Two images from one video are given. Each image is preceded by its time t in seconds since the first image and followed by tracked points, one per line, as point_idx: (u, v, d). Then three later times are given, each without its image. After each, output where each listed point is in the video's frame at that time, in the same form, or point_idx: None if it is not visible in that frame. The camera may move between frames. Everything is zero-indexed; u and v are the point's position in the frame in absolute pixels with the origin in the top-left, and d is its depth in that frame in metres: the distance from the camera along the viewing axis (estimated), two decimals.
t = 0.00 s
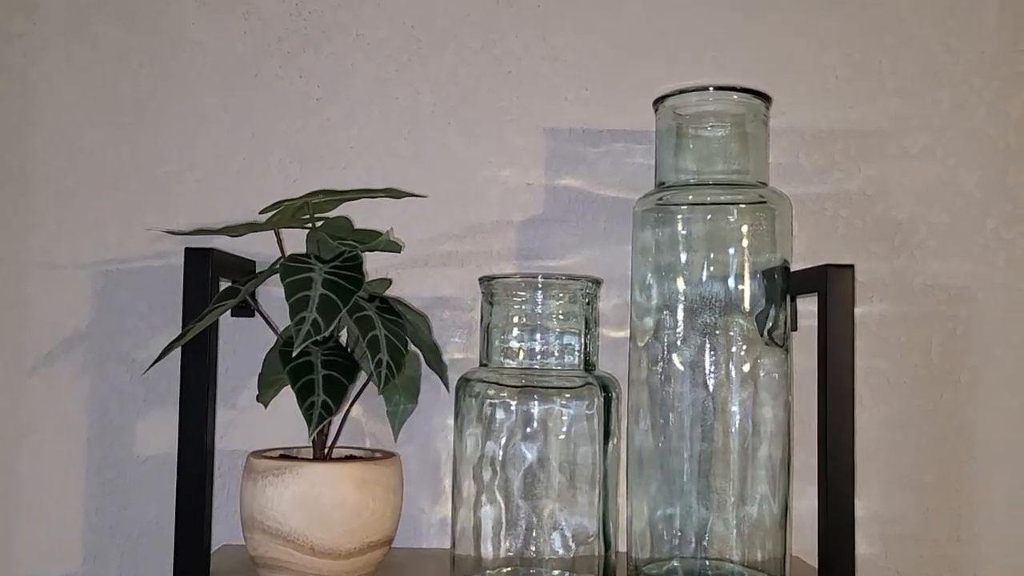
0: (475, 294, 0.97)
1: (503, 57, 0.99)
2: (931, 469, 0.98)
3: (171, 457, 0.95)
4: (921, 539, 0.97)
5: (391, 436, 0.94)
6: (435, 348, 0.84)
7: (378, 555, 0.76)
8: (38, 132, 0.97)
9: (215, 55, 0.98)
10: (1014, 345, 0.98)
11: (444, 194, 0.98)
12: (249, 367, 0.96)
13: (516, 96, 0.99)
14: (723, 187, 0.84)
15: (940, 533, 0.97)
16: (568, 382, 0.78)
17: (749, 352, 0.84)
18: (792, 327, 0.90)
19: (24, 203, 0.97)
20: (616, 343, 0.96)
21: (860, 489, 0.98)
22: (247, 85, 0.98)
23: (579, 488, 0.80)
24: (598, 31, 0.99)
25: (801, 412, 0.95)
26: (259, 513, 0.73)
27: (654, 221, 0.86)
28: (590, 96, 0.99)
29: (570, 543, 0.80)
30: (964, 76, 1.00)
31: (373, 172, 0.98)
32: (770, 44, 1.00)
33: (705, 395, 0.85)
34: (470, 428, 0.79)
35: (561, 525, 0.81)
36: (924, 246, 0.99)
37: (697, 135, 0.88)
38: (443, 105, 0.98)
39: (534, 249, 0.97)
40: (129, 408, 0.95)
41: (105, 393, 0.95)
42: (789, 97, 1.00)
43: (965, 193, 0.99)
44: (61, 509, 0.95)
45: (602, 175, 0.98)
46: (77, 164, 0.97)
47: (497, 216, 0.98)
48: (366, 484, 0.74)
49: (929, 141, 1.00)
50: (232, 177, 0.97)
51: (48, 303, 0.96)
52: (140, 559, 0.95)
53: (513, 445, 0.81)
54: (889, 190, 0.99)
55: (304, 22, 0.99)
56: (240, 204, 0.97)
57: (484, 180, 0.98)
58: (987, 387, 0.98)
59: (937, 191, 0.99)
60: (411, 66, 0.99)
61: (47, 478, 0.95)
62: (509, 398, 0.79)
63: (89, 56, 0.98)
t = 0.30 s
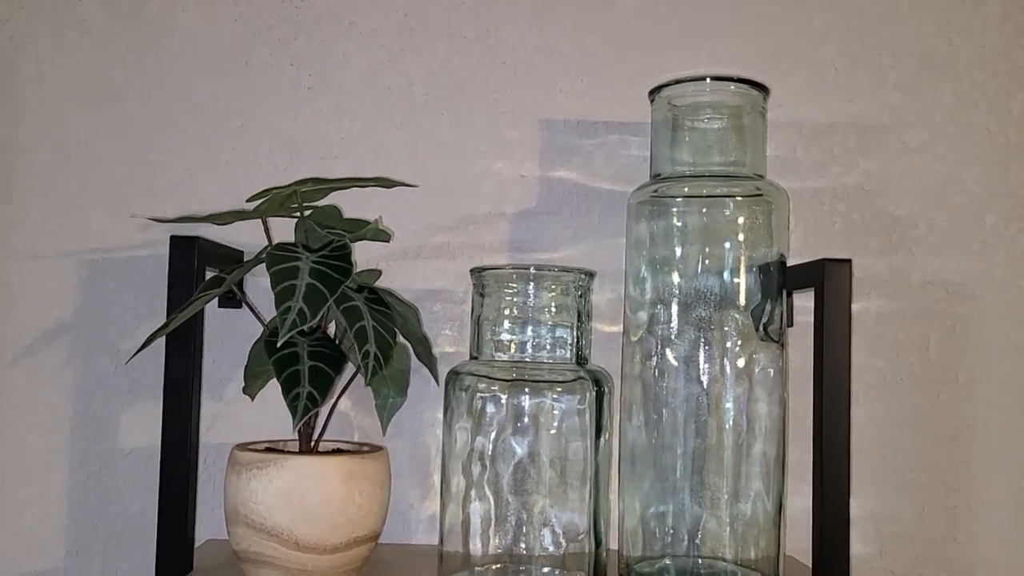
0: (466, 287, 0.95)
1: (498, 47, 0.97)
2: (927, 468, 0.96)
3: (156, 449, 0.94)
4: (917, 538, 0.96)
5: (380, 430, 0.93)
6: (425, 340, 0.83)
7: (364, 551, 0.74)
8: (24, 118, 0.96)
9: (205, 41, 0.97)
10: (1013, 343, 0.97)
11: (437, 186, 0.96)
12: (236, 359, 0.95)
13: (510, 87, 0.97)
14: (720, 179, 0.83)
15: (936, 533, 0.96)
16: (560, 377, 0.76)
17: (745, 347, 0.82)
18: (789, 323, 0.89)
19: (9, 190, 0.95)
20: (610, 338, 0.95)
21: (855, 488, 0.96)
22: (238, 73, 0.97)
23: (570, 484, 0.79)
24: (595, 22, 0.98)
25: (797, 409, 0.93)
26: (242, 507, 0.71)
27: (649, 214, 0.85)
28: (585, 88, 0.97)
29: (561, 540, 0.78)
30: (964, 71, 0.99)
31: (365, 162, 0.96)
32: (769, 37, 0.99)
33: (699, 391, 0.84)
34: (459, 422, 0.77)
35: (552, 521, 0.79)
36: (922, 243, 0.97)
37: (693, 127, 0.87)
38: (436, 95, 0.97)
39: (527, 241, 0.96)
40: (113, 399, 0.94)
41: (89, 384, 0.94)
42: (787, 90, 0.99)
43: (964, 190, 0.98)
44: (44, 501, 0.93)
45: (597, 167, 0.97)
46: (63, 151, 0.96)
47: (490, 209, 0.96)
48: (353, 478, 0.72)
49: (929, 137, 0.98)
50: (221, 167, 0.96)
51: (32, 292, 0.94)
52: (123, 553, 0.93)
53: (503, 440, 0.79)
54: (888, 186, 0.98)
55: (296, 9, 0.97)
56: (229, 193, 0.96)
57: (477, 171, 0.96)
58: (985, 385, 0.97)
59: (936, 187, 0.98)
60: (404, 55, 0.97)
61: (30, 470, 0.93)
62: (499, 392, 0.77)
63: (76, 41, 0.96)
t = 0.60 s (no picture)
0: (463, 279, 0.95)
1: (497, 38, 0.97)
2: (923, 466, 0.96)
3: (149, 438, 0.93)
4: (911, 536, 0.96)
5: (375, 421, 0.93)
6: (421, 330, 0.82)
7: (358, 541, 0.74)
8: (19, 103, 0.95)
9: (203, 29, 0.96)
10: (1010, 340, 0.97)
11: (435, 176, 0.96)
12: (231, 349, 0.94)
13: (509, 78, 0.97)
14: (719, 171, 0.82)
15: (931, 530, 0.96)
16: (556, 369, 0.75)
17: (742, 340, 0.82)
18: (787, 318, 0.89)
19: (4, 175, 0.94)
20: (606, 332, 0.94)
21: (850, 484, 0.96)
22: (235, 61, 0.96)
23: (566, 476, 0.79)
24: (595, 14, 0.98)
25: (793, 404, 0.93)
26: (235, 495, 0.71)
27: (647, 206, 0.85)
28: (585, 81, 0.97)
29: (555, 532, 0.78)
30: (965, 67, 0.98)
31: (362, 153, 0.96)
32: (770, 31, 0.99)
33: (695, 384, 0.84)
34: (455, 412, 0.77)
35: (547, 514, 0.79)
36: (921, 240, 0.97)
37: (693, 120, 0.86)
38: (435, 86, 0.96)
39: (525, 234, 0.96)
40: (106, 388, 0.93)
41: (82, 372, 0.93)
42: (787, 85, 0.98)
43: (963, 187, 0.98)
44: (35, 490, 0.93)
45: (596, 160, 0.96)
46: (58, 138, 0.95)
47: (487, 200, 0.96)
48: (347, 468, 0.72)
49: (929, 134, 0.98)
50: (218, 155, 0.95)
51: (26, 279, 0.94)
52: (115, 542, 0.93)
53: (499, 431, 0.79)
54: (887, 182, 0.98)
55: None
56: (225, 182, 0.95)
57: (475, 163, 0.96)
58: (982, 383, 0.96)
59: (936, 184, 0.98)
60: (403, 45, 0.97)
61: (21, 458, 0.93)
62: (495, 382, 0.77)
63: (73, 27, 0.96)
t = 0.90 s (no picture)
0: (467, 280, 0.94)
1: (505, 37, 0.96)
2: (928, 473, 0.96)
3: (150, 437, 0.92)
4: (915, 543, 0.95)
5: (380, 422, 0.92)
6: (425, 332, 0.81)
7: (360, 544, 0.73)
8: (22, 98, 0.94)
9: (208, 24, 0.96)
10: (1017, 348, 0.96)
11: (440, 176, 0.95)
12: (233, 347, 0.93)
13: (516, 78, 0.96)
14: (727, 175, 0.82)
15: (935, 538, 0.95)
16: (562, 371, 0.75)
17: (749, 346, 0.81)
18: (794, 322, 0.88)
19: (6, 170, 0.94)
20: (611, 336, 0.94)
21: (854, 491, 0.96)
22: (240, 57, 0.95)
23: (570, 480, 0.78)
24: (604, 14, 0.97)
25: (799, 409, 0.92)
26: (237, 496, 0.70)
27: (655, 209, 0.84)
28: (592, 81, 0.96)
29: (559, 537, 0.77)
30: (975, 72, 0.98)
31: (367, 151, 0.95)
32: (779, 33, 0.98)
33: (702, 389, 0.83)
34: (459, 415, 0.76)
35: (550, 518, 0.78)
36: (928, 246, 0.97)
37: (702, 123, 0.86)
38: (441, 84, 0.96)
39: (530, 235, 0.95)
40: (107, 386, 0.93)
41: (83, 369, 0.93)
42: (796, 87, 0.98)
43: (972, 193, 0.97)
44: (35, 488, 0.92)
45: (602, 162, 0.95)
46: (61, 133, 0.94)
47: (493, 201, 0.95)
48: (351, 470, 0.71)
49: (938, 138, 0.97)
50: (222, 152, 0.95)
51: (27, 275, 0.93)
52: (115, 541, 0.92)
53: (503, 434, 0.78)
54: (895, 187, 0.97)
55: None
56: (229, 179, 0.94)
57: (481, 163, 0.95)
58: (988, 390, 0.96)
59: (945, 189, 0.97)
60: (409, 43, 0.96)
61: (21, 456, 0.92)
62: (500, 385, 0.76)
63: (77, 21, 0.95)
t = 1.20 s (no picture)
0: (486, 287, 0.93)
1: (524, 42, 0.95)
2: (950, 482, 0.95)
3: (165, 445, 0.91)
4: (936, 553, 0.95)
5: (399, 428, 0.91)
6: (446, 341, 0.80)
7: (383, 556, 0.72)
8: (37, 102, 0.93)
9: (225, 28, 0.95)
10: None
11: (458, 182, 0.94)
12: (250, 355, 0.92)
13: (535, 83, 0.95)
14: (751, 184, 0.81)
15: (956, 547, 0.95)
16: (584, 382, 0.74)
17: (773, 356, 0.81)
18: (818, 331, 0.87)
19: (20, 176, 0.93)
20: (632, 344, 0.93)
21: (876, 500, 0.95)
22: (257, 61, 0.94)
23: (593, 492, 0.77)
24: (623, 19, 0.96)
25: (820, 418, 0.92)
26: (260, 508, 0.69)
27: (677, 218, 0.84)
28: (612, 86, 0.96)
29: (581, 549, 0.77)
30: (996, 78, 0.97)
31: (385, 157, 0.94)
32: (800, 38, 0.97)
33: (725, 398, 0.82)
34: (481, 426, 0.76)
35: (572, 530, 0.77)
36: (949, 253, 0.96)
37: (725, 130, 0.85)
38: (459, 89, 0.95)
39: (550, 242, 0.94)
40: (122, 394, 0.92)
41: (98, 377, 0.92)
42: (816, 93, 0.97)
43: (993, 200, 0.96)
44: (49, 497, 0.91)
45: (622, 168, 0.95)
46: (76, 138, 0.93)
47: (511, 207, 0.94)
48: (375, 482, 0.70)
49: (959, 145, 0.97)
50: (239, 157, 0.94)
51: (42, 281, 0.92)
52: (130, 550, 0.91)
53: (528, 444, 0.78)
54: (917, 194, 0.96)
55: None
56: (246, 185, 0.94)
57: (501, 169, 0.95)
58: (1010, 398, 0.95)
59: (966, 196, 0.96)
60: (427, 48, 0.95)
61: (36, 464, 0.91)
62: (523, 395, 0.76)
63: (92, 25, 0.94)
